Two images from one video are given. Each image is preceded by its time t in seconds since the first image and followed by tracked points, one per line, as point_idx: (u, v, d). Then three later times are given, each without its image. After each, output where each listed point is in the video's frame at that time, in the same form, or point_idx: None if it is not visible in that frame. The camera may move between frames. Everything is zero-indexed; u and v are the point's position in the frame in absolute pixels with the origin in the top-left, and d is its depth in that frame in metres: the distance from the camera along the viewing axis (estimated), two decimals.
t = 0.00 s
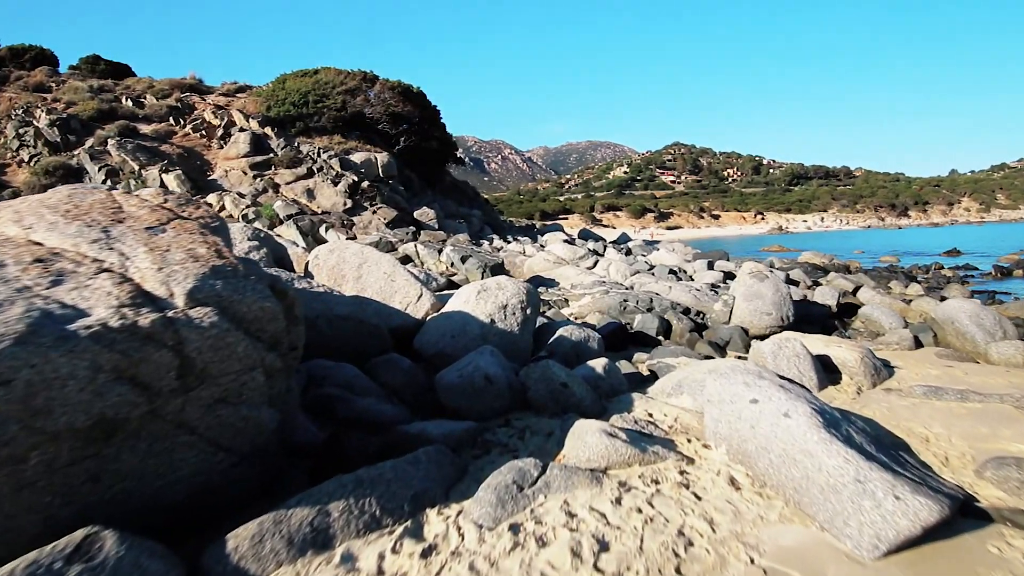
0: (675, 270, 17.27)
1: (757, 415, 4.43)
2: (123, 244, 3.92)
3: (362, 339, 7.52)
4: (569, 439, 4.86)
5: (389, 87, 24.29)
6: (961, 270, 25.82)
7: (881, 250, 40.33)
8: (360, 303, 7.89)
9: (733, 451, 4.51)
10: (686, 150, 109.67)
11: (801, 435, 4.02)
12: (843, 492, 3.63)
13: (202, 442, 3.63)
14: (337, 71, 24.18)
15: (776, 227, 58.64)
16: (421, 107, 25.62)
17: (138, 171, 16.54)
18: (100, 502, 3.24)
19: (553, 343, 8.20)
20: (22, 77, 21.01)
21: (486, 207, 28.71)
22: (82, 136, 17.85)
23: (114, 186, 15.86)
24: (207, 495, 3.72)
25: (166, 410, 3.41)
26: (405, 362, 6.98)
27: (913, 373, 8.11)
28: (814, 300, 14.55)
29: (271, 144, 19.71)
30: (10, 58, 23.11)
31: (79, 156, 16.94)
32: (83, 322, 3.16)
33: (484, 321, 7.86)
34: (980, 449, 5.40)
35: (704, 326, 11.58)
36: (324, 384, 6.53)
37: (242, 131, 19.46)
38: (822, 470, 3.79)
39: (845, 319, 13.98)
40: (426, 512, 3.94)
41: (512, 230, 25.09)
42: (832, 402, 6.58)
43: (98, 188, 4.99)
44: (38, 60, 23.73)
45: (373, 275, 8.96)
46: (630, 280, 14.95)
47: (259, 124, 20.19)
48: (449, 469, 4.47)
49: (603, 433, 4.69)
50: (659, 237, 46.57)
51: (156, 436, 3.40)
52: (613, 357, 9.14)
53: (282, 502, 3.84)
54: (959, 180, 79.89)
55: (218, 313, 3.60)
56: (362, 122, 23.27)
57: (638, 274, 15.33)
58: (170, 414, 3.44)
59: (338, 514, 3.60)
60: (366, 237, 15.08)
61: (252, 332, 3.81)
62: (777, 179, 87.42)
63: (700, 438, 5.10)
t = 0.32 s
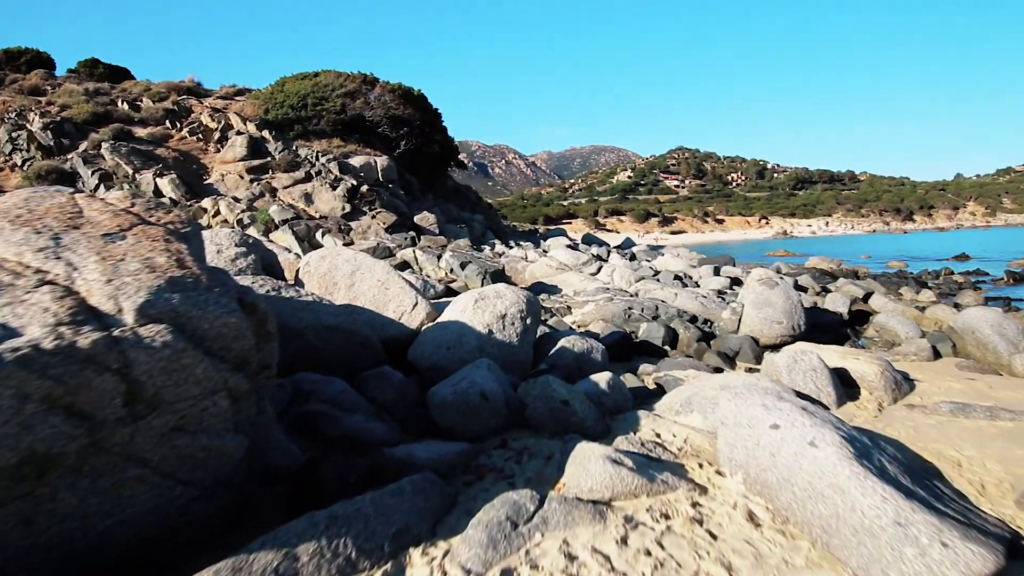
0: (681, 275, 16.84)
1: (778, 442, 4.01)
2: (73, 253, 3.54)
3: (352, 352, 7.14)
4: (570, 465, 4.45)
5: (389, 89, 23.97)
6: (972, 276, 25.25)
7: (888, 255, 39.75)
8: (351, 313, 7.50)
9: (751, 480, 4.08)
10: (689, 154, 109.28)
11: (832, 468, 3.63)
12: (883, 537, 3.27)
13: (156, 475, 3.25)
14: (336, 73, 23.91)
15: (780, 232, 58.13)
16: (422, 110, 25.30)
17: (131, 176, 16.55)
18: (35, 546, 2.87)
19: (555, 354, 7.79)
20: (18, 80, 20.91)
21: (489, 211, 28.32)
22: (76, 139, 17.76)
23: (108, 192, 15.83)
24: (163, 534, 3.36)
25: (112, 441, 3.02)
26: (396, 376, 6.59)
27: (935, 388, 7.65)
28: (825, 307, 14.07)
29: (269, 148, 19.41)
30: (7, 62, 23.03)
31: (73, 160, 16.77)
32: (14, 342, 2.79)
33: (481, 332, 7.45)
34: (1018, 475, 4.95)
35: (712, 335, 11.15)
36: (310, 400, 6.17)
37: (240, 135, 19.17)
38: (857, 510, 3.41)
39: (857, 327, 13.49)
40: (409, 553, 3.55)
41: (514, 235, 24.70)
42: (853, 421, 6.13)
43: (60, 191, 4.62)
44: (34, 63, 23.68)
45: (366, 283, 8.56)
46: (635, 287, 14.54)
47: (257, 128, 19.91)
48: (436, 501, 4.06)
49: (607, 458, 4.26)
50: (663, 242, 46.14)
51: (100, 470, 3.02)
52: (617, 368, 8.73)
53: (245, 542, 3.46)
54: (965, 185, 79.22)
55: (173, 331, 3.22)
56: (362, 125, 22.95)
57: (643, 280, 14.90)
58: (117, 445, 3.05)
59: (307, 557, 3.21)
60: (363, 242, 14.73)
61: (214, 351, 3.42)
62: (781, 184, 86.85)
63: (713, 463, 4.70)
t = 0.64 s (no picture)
0: (687, 282, 16.39)
1: (804, 474, 3.67)
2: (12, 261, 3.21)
3: (341, 364, 6.75)
4: (570, 495, 4.05)
5: (390, 93, 23.66)
6: (985, 282, 24.62)
7: (896, 260, 39.13)
8: (342, 322, 7.11)
9: (770, 514, 3.69)
10: (694, 159, 108.78)
11: (868, 509, 3.35)
12: None
13: (97, 517, 2.88)
14: (337, 76, 23.63)
15: (786, 237, 57.52)
16: (423, 114, 25.01)
17: (126, 180, 16.41)
18: None
19: (557, 367, 7.37)
20: (14, 85, 20.96)
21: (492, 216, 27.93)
22: (70, 144, 17.66)
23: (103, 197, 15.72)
24: None
25: (41, 480, 2.67)
26: (386, 391, 6.20)
27: (961, 403, 7.19)
28: (836, 315, 13.59)
29: (267, 152, 19.13)
30: (4, 66, 23.02)
31: (67, 165, 16.59)
32: None
33: (478, 344, 7.04)
34: None
35: (721, 344, 10.71)
36: (296, 418, 5.82)
37: (237, 139, 18.92)
38: (896, 559, 3.15)
39: (870, 335, 13.01)
40: None
41: (517, 241, 24.31)
42: (875, 440, 5.69)
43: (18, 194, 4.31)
44: (31, 67, 23.84)
45: (359, 291, 8.19)
46: (640, 294, 14.11)
47: (255, 131, 19.65)
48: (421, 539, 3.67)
49: (611, 489, 3.85)
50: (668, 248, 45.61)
51: (29, 513, 2.66)
52: (622, 381, 8.32)
53: None
54: (971, 189, 78.48)
55: (116, 353, 2.89)
56: (363, 129, 22.64)
57: (649, 287, 14.48)
58: (48, 484, 2.69)
59: None
60: (360, 248, 14.39)
61: (166, 374, 3.07)
62: (786, 189, 86.22)
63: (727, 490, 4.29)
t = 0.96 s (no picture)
0: (694, 288, 15.96)
1: (832, 514, 3.29)
2: None
3: (328, 380, 6.38)
4: (569, 532, 3.66)
5: (390, 97, 23.41)
6: (999, 288, 24.04)
7: (905, 266, 38.51)
8: (329, 334, 6.75)
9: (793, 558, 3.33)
10: (699, 164, 108.35)
11: (910, 562, 2.96)
12: None
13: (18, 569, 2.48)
14: (337, 81, 23.44)
15: (792, 242, 56.97)
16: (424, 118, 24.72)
17: (120, 185, 16.16)
18: None
19: (557, 381, 6.95)
20: (12, 89, 21.01)
21: (495, 221, 27.57)
22: (65, 148, 17.46)
23: (97, 203, 15.61)
24: None
25: None
26: (375, 408, 5.82)
27: (988, 420, 6.72)
28: (849, 324, 13.11)
29: (265, 156, 18.85)
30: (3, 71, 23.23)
31: (62, 170, 16.39)
32: None
33: (473, 357, 6.64)
34: None
35: (730, 355, 10.27)
36: (277, 436, 5.45)
37: (235, 143, 18.67)
38: None
39: (884, 345, 12.51)
40: None
41: (520, 246, 23.94)
42: (901, 465, 5.23)
43: None
44: (29, 71, 24.11)
45: (350, 300, 7.81)
46: (646, 301, 13.69)
47: (253, 135, 19.37)
48: None
49: (612, 527, 3.46)
50: (673, 253, 45.21)
51: None
52: (626, 395, 7.90)
53: None
54: (978, 194, 77.71)
55: (40, 379, 2.57)
56: (363, 133, 22.36)
57: (654, 294, 14.05)
58: None
59: None
60: (358, 254, 14.05)
61: (103, 402, 2.75)
62: (791, 194, 85.63)
63: (743, 525, 3.89)
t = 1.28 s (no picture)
0: (699, 295, 15.54)
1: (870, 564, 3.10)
2: None
3: (311, 395, 5.99)
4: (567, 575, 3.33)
5: (390, 100, 23.12)
6: (1011, 294, 23.52)
7: (913, 271, 37.96)
8: (314, 345, 6.36)
9: None
10: (702, 169, 107.91)
11: None
12: None
13: None
14: (336, 84, 23.17)
15: (796, 247, 56.48)
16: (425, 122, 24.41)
17: (113, 189, 15.87)
18: None
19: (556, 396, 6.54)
20: (8, 93, 20.81)
21: (497, 227, 27.21)
22: (59, 152, 17.18)
23: (90, 208, 15.31)
24: None
25: None
26: (360, 426, 5.43)
27: (1019, 439, 6.28)
28: (861, 332, 12.66)
29: (262, 160, 18.54)
30: None
31: (54, 174, 16.12)
32: None
33: (467, 370, 6.24)
34: None
35: (738, 365, 9.85)
36: (253, 458, 5.07)
37: (232, 147, 18.38)
38: None
39: (898, 355, 12.05)
40: None
41: (521, 252, 23.57)
42: (932, 492, 4.80)
43: None
44: (27, 75, 23.98)
45: (340, 308, 7.44)
46: (650, 308, 13.28)
47: (250, 139, 19.07)
48: None
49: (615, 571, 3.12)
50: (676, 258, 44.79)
51: None
52: (630, 411, 7.49)
53: None
54: (984, 198, 77.09)
55: None
56: (362, 137, 22.00)
57: (659, 301, 13.63)
58: None
59: None
60: (353, 259, 13.68)
61: (21, 438, 2.47)
62: (795, 199, 85.08)
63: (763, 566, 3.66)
